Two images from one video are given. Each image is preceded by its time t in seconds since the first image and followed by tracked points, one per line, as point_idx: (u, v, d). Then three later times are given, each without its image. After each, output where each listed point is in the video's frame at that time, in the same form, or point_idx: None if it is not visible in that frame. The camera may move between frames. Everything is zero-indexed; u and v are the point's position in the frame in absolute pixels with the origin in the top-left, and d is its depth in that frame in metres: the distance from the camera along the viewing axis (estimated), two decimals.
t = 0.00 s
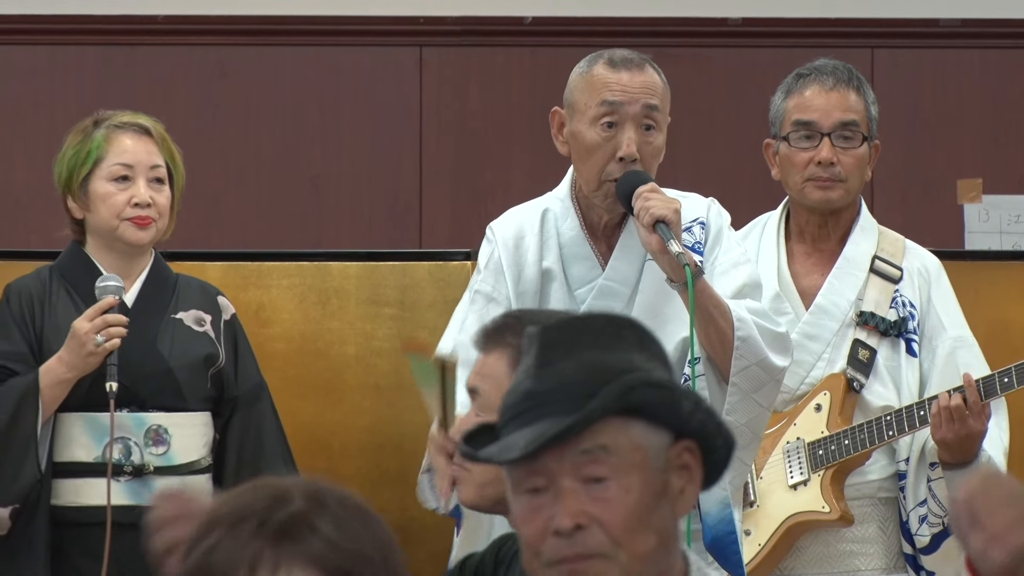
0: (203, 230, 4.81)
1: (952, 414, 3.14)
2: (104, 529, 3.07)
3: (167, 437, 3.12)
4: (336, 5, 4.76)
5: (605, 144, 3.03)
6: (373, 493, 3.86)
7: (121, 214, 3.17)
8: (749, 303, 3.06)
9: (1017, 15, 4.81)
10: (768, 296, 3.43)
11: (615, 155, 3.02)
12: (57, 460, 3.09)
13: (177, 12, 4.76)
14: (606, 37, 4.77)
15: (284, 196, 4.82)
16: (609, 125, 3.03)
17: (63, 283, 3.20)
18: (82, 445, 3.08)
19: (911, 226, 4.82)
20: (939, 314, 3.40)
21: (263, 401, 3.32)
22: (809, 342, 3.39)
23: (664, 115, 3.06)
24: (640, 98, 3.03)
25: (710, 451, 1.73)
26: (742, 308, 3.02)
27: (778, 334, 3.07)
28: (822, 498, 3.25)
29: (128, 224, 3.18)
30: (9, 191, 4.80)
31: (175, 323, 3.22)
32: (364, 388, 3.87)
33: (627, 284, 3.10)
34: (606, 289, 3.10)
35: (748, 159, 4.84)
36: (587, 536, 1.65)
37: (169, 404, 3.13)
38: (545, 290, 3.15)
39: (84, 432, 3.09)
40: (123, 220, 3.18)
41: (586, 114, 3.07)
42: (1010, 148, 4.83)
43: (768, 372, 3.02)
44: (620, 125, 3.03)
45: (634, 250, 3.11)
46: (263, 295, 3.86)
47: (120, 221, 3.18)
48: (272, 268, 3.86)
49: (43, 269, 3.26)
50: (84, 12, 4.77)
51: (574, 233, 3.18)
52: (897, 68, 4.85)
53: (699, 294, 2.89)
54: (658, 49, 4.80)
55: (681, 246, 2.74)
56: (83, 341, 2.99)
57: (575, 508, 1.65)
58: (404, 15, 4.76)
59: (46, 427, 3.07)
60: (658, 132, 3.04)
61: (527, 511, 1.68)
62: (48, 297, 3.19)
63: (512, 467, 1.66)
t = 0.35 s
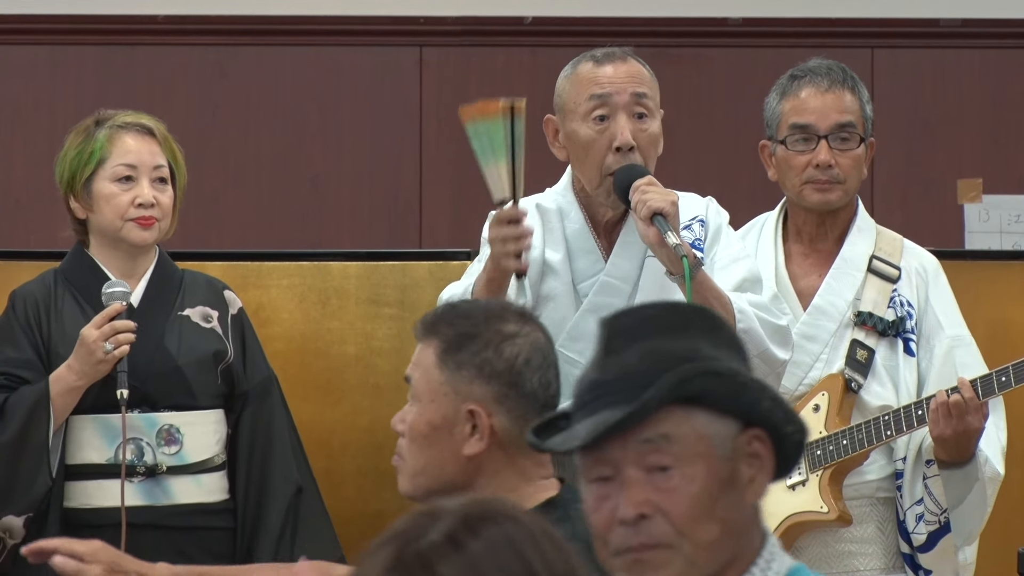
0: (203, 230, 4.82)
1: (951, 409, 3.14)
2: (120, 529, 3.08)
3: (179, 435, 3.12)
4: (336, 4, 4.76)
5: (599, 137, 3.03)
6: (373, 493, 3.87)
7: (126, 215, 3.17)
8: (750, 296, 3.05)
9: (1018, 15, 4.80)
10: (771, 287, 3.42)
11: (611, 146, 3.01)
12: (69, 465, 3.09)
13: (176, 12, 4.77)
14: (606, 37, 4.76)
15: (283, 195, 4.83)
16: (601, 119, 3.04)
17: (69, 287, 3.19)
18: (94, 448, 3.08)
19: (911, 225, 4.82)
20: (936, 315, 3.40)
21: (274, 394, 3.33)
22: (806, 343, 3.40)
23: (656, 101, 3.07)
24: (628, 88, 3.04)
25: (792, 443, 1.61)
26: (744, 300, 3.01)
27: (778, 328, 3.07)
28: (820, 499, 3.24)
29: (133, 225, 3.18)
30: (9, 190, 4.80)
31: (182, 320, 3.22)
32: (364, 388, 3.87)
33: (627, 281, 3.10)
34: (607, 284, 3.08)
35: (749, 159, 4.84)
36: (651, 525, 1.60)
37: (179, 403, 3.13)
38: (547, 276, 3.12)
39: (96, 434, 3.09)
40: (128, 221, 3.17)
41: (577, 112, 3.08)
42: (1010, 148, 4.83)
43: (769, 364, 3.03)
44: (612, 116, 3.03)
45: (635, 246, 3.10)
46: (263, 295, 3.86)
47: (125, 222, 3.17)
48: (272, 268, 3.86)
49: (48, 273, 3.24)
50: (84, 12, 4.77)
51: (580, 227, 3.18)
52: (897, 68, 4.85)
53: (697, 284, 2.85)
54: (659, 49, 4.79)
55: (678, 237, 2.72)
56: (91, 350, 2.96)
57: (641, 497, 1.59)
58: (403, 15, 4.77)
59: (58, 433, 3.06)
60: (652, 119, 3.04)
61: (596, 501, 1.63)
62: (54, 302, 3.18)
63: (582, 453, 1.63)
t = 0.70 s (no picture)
0: (203, 231, 4.82)
1: (953, 409, 3.14)
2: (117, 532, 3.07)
3: (176, 437, 3.13)
4: (337, 4, 4.76)
5: (605, 130, 3.03)
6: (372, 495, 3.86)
7: (122, 221, 3.16)
8: (754, 287, 3.04)
9: (1018, 15, 4.81)
10: (771, 285, 3.40)
11: (616, 141, 3.02)
12: (66, 468, 3.08)
13: (176, 12, 4.77)
14: (606, 37, 4.76)
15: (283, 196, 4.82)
16: (608, 112, 3.04)
17: (66, 290, 3.19)
18: (90, 450, 3.07)
19: (911, 226, 4.82)
20: (936, 314, 3.40)
21: (268, 401, 3.33)
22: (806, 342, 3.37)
23: (664, 100, 3.08)
24: (636, 83, 3.04)
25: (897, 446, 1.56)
26: (747, 291, 3.01)
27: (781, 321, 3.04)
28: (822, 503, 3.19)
29: (128, 231, 3.17)
30: (9, 190, 4.80)
31: (178, 324, 3.22)
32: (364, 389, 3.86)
33: (628, 274, 3.05)
34: (606, 276, 3.04)
35: (748, 158, 4.84)
36: (744, 539, 1.61)
37: (176, 405, 3.13)
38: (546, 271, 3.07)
39: (92, 437, 3.08)
40: (124, 227, 3.16)
41: (586, 103, 3.07)
42: (1010, 148, 4.83)
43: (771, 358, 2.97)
44: (619, 111, 3.03)
45: (635, 240, 3.07)
46: (263, 295, 3.86)
47: (120, 228, 3.16)
48: (272, 268, 3.86)
49: (45, 275, 3.23)
50: (84, 12, 4.77)
51: (580, 222, 3.12)
52: (897, 68, 4.85)
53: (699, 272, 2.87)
54: (660, 49, 4.79)
55: (678, 222, 2.73)
56: (92, 352, 2.97)
57: (737, 512, 1.60)
58: (404, 15, 4.77)
59: (56, 433, 3.05)
60: (659, 116, 3.05)
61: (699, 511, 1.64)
62: (50, 304, 3.17)
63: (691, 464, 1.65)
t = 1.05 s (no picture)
0: (203, 230, 4.82)
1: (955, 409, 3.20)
2: (100, 520, 3.09)
3: (152, 429, 3.15)
4: (337, 5, 4.77)
5: (606, 128, 3.04)
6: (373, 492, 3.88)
7: (94, 214, 3.20)
8: (755, 284, 3.02)
9: (1017, 15, 4.81)
10: (770, 283, 3.40)
11: (618, 137, 3.02)
12: (42, 455, 3.11)
13: (176, 12, 4.77)
14: (605, 37, 4.77)
15: (283, 196, 4.82)
16: (612, 109, 3.04)
17: (44, 280, 3.21)
18: (66, 437, 3.11)
19: (911, 225, 4.83)
20: (935, 313, 3.40)
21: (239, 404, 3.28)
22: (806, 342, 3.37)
23: (665, 100, 3.09)
24: (641, 82, 3.05)
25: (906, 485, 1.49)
26: (749, 287, 2.98)
27: (784, 315, 3.01)
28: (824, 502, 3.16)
29: (100, 224, 3.21)
30: (8, 190, 4.80)
31: (154, 319, 3.27)
32: (364, 388, 3.87)
33: (625, 274, 3.06)
34: (603, 277, 3.04)
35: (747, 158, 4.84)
36: None
37: (154, 397, 3.18)
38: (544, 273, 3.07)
39: (68, 425, 3.12)
40: (95, 220, 3.20)
41: (589, 100, 3.08)
42: (1010, 148, 4.83)
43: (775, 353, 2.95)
44: (622, 107, 3.04)
45: (633, 238, 3.08)
46: (263, 295, 3.86)
47: (92, 221, 3.20)
48: (272, 268, 3.86)
49: (22, 267, 3.26)
50: (83, 12, 4.78)
51: (578, 224, 3.13)
52: (897, 68, 4.85)
53: (700, 268, 2.88)
54: (660, 48, 4.79)
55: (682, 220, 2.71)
56: (78, 337, 3.01)
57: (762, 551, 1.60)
58: (404, 15, 4.77)
59: (35, 417, 3.09)
60: (661, 116, 3.06)
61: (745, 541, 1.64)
62: (29, 294, 3.19)
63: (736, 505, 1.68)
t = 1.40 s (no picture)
0: (203, 230, 4.83)
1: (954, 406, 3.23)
2: (73, 522, 3.11)
3: (131, 433, 3.18)
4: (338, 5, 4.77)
5: (598, 132, 3.03)
6: (372, 495, 3.88)
7: (72, 219, 3.20)
8: (756, 284, 3.01)
9: (1018, 15, 4.81)
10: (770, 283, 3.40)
11: (609, 141, 3.01)
12: (18, 455, 3.11)
13: (176, 12, 4.77)
14: (605, 37, 4.77)
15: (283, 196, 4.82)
16: (600, 114, 3.04)
17: (24, 283, 3.22)
18: (45, 438, 3.12)
19: (910, 225, 4.83)
20: (934, 313, 3.40)
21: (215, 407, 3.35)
22: (805, 341, 3.37)
23: (653, 97, 3.08)
24: (624, 83, 3.05)
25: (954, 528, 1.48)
26: (749, 286, 2.98)
27: (785, 315, 3.01)
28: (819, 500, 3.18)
29: (79, 229, 3.21)
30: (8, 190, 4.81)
31: (133, 321, 3.28)
32: (364, 388, 3.87)
33: (626, 274, 3.05)
34: (604, 277, 3.04)
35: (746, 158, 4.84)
36: None
37: (131, 401, 3.19)
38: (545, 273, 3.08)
39: (48, 425, 3.13)
40: (74, 225, 3.20)
41: (575, 107, 3.08)
42: (1010, 148, 4.83)
43: (774, 351, 2.96)
44: (609, 112, 3.04)
45: (635, 240, 3.08)
46: (263, 295, 3.87)
47: (71, 226, 3.21)
48: (272, 268, 3.87)
49: None
50: (83, 12, 4.78)
51: (579, 224, 3.13)
52: (897, 68, 4.85)
53: (700, 268, 2.89)
54: (660, 48, 4.79)
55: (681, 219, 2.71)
56: (56, 338, 3.01)
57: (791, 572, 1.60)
58: (404, 15, 4.77)
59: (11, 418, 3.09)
60: (650, 113, 3.05)
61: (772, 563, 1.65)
62: (8, 296, 3.20)
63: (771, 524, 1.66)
